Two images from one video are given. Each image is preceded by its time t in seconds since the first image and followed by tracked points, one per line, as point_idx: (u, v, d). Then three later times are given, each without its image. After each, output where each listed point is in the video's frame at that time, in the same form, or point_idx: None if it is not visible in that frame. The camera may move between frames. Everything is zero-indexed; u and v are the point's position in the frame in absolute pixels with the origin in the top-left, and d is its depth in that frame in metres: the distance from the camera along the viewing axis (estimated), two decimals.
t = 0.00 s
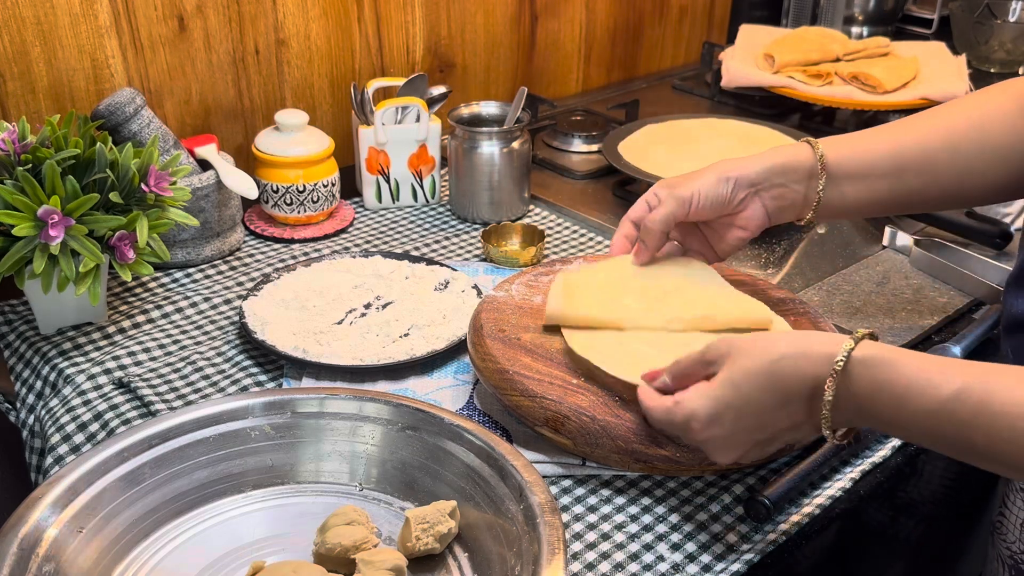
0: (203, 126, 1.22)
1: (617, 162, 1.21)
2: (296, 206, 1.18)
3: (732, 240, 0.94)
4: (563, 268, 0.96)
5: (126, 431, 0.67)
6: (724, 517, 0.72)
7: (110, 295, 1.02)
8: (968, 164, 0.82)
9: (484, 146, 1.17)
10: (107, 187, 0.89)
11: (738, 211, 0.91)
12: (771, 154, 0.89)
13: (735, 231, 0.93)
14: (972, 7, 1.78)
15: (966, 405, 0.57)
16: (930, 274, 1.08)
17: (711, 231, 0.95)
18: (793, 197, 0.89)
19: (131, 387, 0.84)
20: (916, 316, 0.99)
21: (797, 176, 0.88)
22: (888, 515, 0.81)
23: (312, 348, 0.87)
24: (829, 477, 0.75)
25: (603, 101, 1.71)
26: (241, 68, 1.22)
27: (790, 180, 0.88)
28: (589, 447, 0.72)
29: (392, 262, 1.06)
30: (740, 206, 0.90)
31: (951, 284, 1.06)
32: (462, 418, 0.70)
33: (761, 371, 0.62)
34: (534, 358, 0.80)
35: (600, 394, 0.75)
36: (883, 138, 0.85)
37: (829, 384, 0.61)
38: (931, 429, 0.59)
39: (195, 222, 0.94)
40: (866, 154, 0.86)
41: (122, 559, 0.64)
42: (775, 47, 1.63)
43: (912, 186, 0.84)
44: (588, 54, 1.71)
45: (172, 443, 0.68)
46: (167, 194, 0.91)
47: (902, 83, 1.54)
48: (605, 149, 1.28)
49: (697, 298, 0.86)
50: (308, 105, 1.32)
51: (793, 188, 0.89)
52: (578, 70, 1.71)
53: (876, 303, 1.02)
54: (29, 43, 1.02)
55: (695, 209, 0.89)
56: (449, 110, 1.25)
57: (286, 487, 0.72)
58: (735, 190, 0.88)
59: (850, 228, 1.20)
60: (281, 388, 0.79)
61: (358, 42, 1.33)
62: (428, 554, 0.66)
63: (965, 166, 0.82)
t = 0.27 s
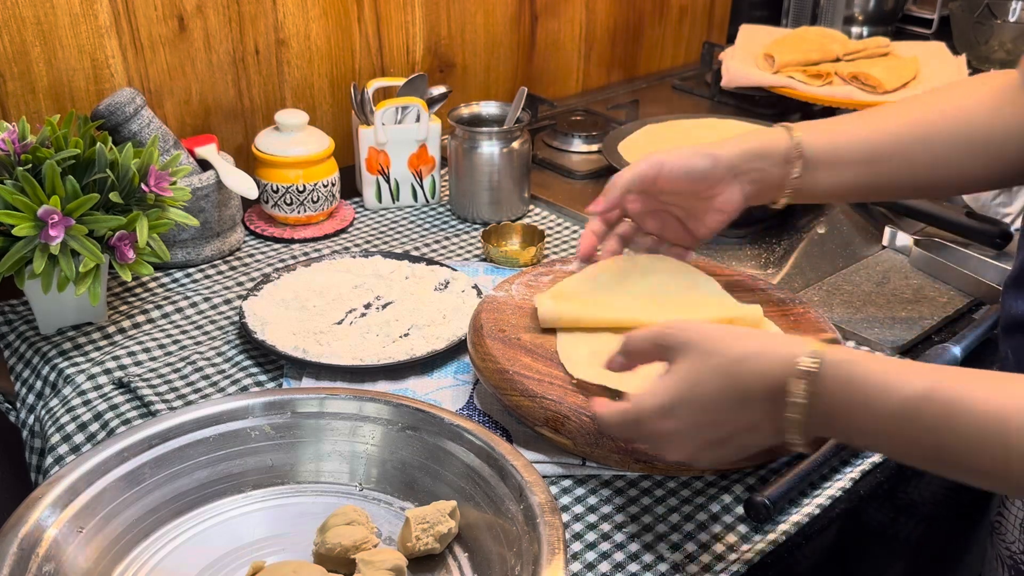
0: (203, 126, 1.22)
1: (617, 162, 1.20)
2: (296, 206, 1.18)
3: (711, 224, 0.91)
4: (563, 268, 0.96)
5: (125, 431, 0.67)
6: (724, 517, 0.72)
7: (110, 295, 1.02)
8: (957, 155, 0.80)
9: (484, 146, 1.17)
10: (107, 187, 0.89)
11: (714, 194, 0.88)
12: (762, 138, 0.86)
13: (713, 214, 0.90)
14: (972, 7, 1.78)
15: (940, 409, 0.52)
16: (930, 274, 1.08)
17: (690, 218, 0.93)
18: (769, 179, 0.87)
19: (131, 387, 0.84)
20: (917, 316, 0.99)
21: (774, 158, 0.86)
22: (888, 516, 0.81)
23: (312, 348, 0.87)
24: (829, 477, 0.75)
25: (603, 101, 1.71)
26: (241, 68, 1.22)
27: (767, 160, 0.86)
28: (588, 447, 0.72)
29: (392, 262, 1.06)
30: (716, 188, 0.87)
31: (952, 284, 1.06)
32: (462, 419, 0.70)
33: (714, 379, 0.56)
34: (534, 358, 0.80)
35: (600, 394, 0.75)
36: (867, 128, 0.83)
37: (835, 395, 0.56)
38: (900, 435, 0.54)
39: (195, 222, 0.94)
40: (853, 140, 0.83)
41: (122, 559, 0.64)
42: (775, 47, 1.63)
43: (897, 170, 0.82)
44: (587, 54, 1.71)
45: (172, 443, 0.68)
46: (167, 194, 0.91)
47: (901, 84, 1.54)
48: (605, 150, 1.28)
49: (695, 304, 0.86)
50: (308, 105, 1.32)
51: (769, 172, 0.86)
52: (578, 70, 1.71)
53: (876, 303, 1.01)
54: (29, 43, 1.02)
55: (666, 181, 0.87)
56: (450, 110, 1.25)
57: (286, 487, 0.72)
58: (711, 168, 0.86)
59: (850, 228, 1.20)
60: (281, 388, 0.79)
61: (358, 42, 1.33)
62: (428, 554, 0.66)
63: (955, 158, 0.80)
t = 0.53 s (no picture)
0: (203, 126, 1.22)
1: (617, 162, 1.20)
2: (296, 206, 1.18)
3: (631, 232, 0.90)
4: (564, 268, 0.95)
5: (125, 431, 0.67)
6: (724, 517, 0.71)
7: (110, 295, 1.02)
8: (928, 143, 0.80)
9: (484, 146, 1.17)
10: (106, 187, 0.89)
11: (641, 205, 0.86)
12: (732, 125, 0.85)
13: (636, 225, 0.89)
14: (972, 7, 1.78)
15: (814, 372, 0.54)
16: (931, 274, 1.08)
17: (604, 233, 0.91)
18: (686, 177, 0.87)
19: (131, 387, 0.84)
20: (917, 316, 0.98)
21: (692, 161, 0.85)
22: (888, 516, 0.81)
23: (312, 348, 0.87)
24: (829, 477, 0.75)
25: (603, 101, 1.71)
26: (241, 68, 1.22)
27: (685, 163, 0.85)
28: (589, 447, 0.72)
29: (392, 262, 1.06)
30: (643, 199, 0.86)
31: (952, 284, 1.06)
32: (462, 418, 0.70)
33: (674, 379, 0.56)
34: (534, 358, 0.80)
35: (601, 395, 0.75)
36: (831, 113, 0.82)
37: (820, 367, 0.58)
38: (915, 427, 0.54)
39: (194, 221, 0.94)
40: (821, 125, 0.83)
41: (122, 559, 0.64)
42: (775, 47, 1.63)
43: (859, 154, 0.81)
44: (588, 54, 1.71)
45: (172, 443, 0.68)
46: (167, 194, 0.91)
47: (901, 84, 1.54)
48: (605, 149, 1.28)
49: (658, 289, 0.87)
50: (308, 105, 1.32)
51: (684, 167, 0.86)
52: (579, 70, 1.71)
53: (876, 303, 1.01)
54: (29, 43, 1.02)
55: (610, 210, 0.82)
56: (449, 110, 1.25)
57: (286, 487, 0.72)
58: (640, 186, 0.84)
59: (850, 228, 1.20)
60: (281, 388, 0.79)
61: (358, 42, 1.33)
62: (428, 554, 0.66)
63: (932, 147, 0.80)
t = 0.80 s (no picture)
0: (203, 126, 1.22)
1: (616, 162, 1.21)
2: (296, 206, 1.18)
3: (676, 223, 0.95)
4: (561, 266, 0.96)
5: (125, 431, 0.67)
6: (724, 517, 0.71)
7: (110, 295, 1.02)
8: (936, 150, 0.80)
9: (484, 146, 1.17)
10: (106, 187, 0.89)
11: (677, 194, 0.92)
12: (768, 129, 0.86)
13: (677, 213, 0.94)
14: (972, 7, 1.78)
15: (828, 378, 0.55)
16: (930, 274, 1.08)
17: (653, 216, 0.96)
18: (725, 176, 0.90)
19: (131, 387, 0.84)
20: (917, 316, 0.98)
21: (728, 157, 0.89)
22: (889, 516, 0.81)
23: (312, 348, 0.87)
24: (829, 477, 0.75)
25: (603, 101, 1.71)
26: (241, 68, 1.22)
27: (721, 160, 0.89)
28: (589, 447, 0.72)
29: (391, 262, 1.05)
30: (679, 187, 0.91)
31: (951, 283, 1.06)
32: (462, 419, 0.70)
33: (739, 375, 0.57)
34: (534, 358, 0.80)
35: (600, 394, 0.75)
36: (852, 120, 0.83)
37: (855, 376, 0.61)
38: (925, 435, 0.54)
39: (194, 222, 0.94)
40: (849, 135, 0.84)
41: (122, 559, 0.64)
42: (775, 47, 1.63)
43: (872, 161, 0.83)
44: (587, 54, 1.71)
45: (172, 443, 0.68)
46: (166, 194, 0.91)
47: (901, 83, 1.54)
48: (605, 149, 1.28)
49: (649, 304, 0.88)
50: (308, 105, 1.32)
51: (724, 168, 0.89)
52: (579, 70, 1.71)
53: (876, 303, 1.01)
54: (28, 43, 1.02)
55: (630, 188, 0.89)
56: (449, 110, 1.25)
57: (286, 487, 0.72)
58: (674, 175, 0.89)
59: (850, 228, 1.20)
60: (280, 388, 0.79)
61: (358, 42, 1.33)
62: (428, 554, 0.66)
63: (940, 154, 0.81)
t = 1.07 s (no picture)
0: (203, 125, 1.22)
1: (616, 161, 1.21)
2: (296, 206, 1.18)
3: (686, 214, 0.92)
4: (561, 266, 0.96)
5: (125, 431, 0.67)
6: (724, 517, 0.71)
7: (110, 295, 1.02)
8: (932, 145, 0.81)
9: (484, 146, 1.17)
10: (106, 187, 0.89)
11: (687, 180, 0.90)
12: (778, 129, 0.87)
13: (689, 203, 0.91)
14: (972, 7, 1.77)
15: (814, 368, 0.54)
16: (930, 273, 1.08)
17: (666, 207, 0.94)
18: (740, 166, 0.89)
19: (131, 387, 0.84)
20: (917, 315, 0.98)
21: (744, 147, 0.88)
22: (889, 516, 0.81)
23: (312, 348, 0.87)
24: (829, 477, 0.75)
25: (603, 101, 1.71)
26: (241, 68, 1.22)
27: (737, 149, 0.88)
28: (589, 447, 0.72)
29: (391, 262, 1.05)
30: (689, 173, 0.89)
31: (951, 283, 1.06)
32: (462, 418, 0.70)
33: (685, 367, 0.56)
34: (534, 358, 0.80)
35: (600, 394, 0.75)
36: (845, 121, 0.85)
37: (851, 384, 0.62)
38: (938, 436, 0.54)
39: (194, 222, 0.94)
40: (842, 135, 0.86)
41: (122, 559, 0.64)
42: (775, 47, 1.63)
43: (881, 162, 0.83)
44: (588, 54, 1.71)
45: (172, 443, 0.68)
46: (167, 194, 0.91)
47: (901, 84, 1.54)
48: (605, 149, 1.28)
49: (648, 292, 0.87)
50: (308, 105, 1.32)
51: (739, 158, 0.88)
52: (579, 70, 1.71)
53: (876, 303, 1.01)
54: (28, 43, 1.02)
55: (639, 164, 0.89)
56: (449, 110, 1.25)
57: (286, 487, 0.72)
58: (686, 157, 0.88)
59: (850, 228, 1.20)
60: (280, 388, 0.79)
61: (358, 43, 1.33)
62: (428, 554, 0.66)
63: (932, 152, 0.81)
